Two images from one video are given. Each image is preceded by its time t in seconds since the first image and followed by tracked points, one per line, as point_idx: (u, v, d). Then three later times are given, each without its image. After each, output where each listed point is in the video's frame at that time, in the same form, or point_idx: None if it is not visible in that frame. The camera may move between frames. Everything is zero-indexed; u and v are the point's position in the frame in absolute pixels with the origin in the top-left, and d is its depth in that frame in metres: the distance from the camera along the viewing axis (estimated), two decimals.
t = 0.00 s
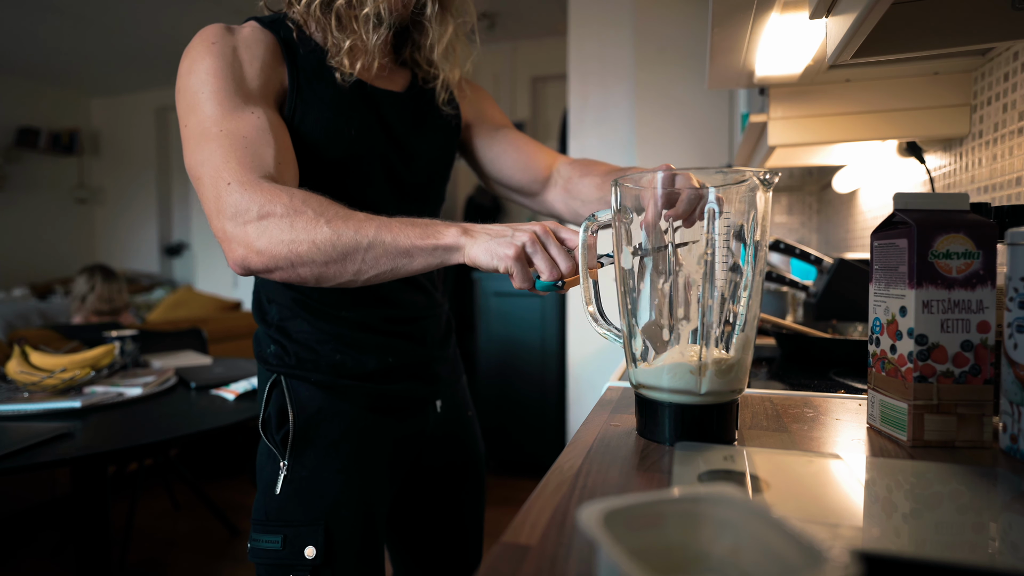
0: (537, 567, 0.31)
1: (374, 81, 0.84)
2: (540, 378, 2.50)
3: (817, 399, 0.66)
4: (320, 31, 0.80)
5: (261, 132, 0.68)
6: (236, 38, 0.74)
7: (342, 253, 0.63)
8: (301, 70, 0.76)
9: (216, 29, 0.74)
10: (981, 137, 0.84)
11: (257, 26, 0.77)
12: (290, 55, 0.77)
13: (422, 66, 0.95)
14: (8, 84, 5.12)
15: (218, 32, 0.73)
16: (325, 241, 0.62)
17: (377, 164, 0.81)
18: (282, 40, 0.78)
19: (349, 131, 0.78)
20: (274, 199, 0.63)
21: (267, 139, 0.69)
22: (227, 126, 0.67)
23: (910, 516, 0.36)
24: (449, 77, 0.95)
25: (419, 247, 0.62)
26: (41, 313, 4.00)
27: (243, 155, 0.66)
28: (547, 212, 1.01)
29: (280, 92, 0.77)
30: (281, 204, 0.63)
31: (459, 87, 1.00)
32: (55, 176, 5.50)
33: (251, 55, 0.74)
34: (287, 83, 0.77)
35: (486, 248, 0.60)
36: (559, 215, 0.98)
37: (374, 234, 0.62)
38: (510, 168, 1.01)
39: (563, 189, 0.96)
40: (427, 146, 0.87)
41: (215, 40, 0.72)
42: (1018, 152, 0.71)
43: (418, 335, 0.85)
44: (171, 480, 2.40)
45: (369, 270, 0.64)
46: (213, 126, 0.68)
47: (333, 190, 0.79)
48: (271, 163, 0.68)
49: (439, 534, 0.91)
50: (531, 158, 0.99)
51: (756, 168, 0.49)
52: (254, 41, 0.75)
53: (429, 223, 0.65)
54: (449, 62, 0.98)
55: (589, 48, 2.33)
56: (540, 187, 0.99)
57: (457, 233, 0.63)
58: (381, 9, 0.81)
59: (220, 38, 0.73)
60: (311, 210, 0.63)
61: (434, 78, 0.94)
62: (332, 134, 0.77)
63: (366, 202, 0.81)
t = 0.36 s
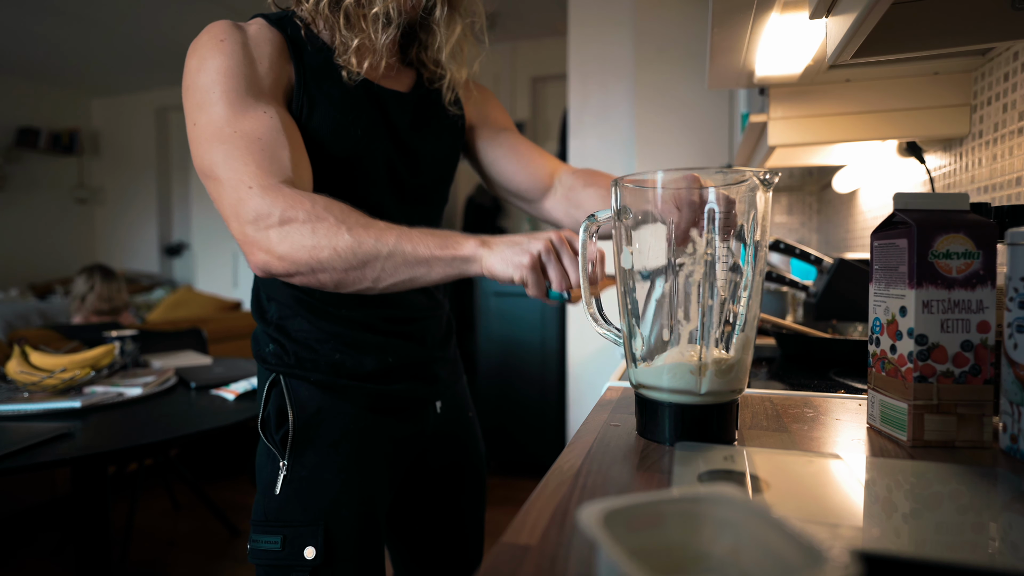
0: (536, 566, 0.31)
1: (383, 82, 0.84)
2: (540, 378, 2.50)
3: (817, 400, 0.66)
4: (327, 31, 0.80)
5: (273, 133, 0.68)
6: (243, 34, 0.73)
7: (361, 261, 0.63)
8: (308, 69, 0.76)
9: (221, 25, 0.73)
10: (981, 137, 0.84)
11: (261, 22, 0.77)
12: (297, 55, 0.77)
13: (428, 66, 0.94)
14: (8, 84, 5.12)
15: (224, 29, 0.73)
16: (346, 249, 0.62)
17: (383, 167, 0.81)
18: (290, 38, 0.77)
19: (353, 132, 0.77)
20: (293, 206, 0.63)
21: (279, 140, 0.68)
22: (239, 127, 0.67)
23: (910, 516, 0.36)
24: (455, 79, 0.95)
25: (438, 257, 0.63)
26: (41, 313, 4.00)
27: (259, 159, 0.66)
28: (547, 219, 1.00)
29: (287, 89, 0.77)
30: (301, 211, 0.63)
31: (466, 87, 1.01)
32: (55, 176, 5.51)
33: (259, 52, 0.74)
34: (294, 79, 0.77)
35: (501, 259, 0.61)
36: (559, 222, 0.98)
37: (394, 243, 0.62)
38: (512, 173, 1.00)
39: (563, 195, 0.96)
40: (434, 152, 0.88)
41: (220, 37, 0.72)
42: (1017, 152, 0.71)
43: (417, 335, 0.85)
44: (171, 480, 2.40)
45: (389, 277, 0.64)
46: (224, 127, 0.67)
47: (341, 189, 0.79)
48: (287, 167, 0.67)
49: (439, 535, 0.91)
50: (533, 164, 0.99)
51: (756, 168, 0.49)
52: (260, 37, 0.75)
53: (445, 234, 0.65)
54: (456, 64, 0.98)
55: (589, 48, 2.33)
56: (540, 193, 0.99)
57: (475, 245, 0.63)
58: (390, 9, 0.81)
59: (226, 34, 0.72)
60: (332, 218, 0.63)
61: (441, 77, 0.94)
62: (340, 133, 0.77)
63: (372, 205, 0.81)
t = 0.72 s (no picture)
0: (537, 566, 0.31)
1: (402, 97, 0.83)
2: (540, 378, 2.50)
3: (817, 400, 0.66)
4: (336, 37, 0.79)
5: (284, 156, 0.67)
6: (258, 48, 0.72)
7: (352, 316, 0.61)
8: (319, 83, 0.75)
9: (238, 36, 0.72)
10: (981, 137, 0.84)
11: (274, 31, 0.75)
12: (311, 71, 0.75)
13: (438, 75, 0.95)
14: (8, 84, 5.12)
15: (239, 41, 0.71)
16: (337, 303, 0.61)
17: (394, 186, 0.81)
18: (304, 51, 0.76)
19: (371, 148, 0.77)
20: (299, 239, 0.63)
21: (293, 165, 0.67)
22: (253, 149, 0.66)
23: (910, 516, 0.36)
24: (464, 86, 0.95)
25: (424, 328, 0.59)
26: (41, 313, 4.00)
27: (269, 187, 0.65)
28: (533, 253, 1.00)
29: (299, 102, 0.75)
30: (305, 248, 0.62)
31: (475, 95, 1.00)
32: (56, 176, 5.51)
33: (272, 65, 0.72)
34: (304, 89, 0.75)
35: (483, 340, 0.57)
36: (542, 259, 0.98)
37: (383, 306, 0.60)
38: (508, 199, 0.99)
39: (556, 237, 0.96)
40: (443, 174, 0.88)
41: (236, 49, 0.70)
42: (1017, 152, 0.71)
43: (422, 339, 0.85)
44: (171, 481, 2.40)
45: (376, 332, 0.63)
46: (236, 149, 0.66)
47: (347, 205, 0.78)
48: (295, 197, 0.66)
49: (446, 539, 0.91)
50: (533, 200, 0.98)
51: (756, 168, 0.49)
52: (274, 50, 0.73)
53: (436, 295, 0.61)
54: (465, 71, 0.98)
55: (589, 48, 2.33)
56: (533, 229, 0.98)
57: (461, 323, 0.58)
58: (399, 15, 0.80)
59: (242, 47, 0.70)
60: (330, 264, 0.62)
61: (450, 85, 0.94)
62: (349, 147, 0.76)
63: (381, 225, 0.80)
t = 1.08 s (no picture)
0: (537, 566, 0.31)
1: (402, 93, 0.76)
2: (540, 378, 2.50)
3: (817, 400, 0.66)
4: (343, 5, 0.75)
5: (213, 134, 0.63)
6: (247, 12, 0.66)
7: (174, 308, 0.55)
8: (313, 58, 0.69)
9: None
10: (981, 137, 0.84)
11: None
12: (309, 52, 0.69)
13: (453, 54, 0.94)
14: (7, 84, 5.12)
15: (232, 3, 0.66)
16: (178, 297, 0.54)
17: (376, 191, 0.74)
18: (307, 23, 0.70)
19: (343, 147, 0.71)
20: (166, 220, 0.57)
21: (216, 147, 0.63)
22: (184, 118, 0.63)
23: (911, 516, 0.36)
24: (478, 69, 0.95)
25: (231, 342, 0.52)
26: (40, 313, 4.00)
27: (168, 157, 0.62)
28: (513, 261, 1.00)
29: (281, 76, 0.69)
30: (156, 224, 0.57)
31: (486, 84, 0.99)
32: (56, 176, 5.51)
33: (254, 33, 0.66)
34: (296, 68, 0.70)
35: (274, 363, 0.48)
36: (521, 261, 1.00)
37: (206, 305, 0.53)
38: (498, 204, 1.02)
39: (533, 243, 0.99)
40: (423, 186, 0.81)
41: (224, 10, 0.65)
42: (1017, 152, 0.71)
43: (427, 327, 0.81)
44: (171, 481, 2.40)
45: (202, 332, 0.55)
46: (177, 115, 0.64)
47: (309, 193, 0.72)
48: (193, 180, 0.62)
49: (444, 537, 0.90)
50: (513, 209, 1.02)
51: (756, 168, 0.48)
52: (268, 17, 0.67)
53: (277, 314, 0.52)
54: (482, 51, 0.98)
55: (589, 49, 2.33)
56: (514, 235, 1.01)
57: (261, 344, 0.49)
58: None
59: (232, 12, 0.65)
60: (204, 271, 0.55)
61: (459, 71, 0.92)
62: (320, 133, 0.70)
63: (361, 233, 0.73)
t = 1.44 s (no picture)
0: (537, 567, 0.31)
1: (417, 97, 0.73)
2: (540, 379, 2.50)
3: (817, 400, 0.66)
4: None
5: (244, 108, 0.51)
6: None
7: (220, 322, 0.40)
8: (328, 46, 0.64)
9: None
10: (981, 137, 0.84)
11: None
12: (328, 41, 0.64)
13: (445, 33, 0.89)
14: (8, 84, 5.12)
15: None
16: (226, 307, 0.39)
17: (376, 197, 0.72)
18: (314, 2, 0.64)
19: (349, 151, 0.68)
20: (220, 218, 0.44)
21: (252, 122, 0.51)
22: (212, 89, 0.50)
23: (910, 516, 0.36)
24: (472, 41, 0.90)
25: (321, 377, 0.36)
26: (41, 313, 4.01)
27: (205, 129, 0.48)
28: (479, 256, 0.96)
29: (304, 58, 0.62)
30: (198, 206, 0.43)
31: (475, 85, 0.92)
32: (56, 176, 5.51)
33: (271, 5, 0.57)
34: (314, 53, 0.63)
35: (382, 418, 0.35)
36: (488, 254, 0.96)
37: (276, 323, 0.38)
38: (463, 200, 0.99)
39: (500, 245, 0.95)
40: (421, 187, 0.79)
41: None
42: (1017, 152, 0.71)
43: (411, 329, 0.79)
44: (171, 481, 2.40)
45: (244, 358, 0.39)
46: (188, 86, 0.50)
47: (318, 190, 0.68)
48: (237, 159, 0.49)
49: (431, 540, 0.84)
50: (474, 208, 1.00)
51: (756, 168, 0.48)
52: None
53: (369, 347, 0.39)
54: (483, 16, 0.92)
55: (589, 48, 2.33)
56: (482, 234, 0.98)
57: (368, 382, 0.35)
58: None
59: None
60: (267, 264, 0.41)
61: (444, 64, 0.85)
62: (338, 126, 0.66)
63: (358, 241, 0.71)
